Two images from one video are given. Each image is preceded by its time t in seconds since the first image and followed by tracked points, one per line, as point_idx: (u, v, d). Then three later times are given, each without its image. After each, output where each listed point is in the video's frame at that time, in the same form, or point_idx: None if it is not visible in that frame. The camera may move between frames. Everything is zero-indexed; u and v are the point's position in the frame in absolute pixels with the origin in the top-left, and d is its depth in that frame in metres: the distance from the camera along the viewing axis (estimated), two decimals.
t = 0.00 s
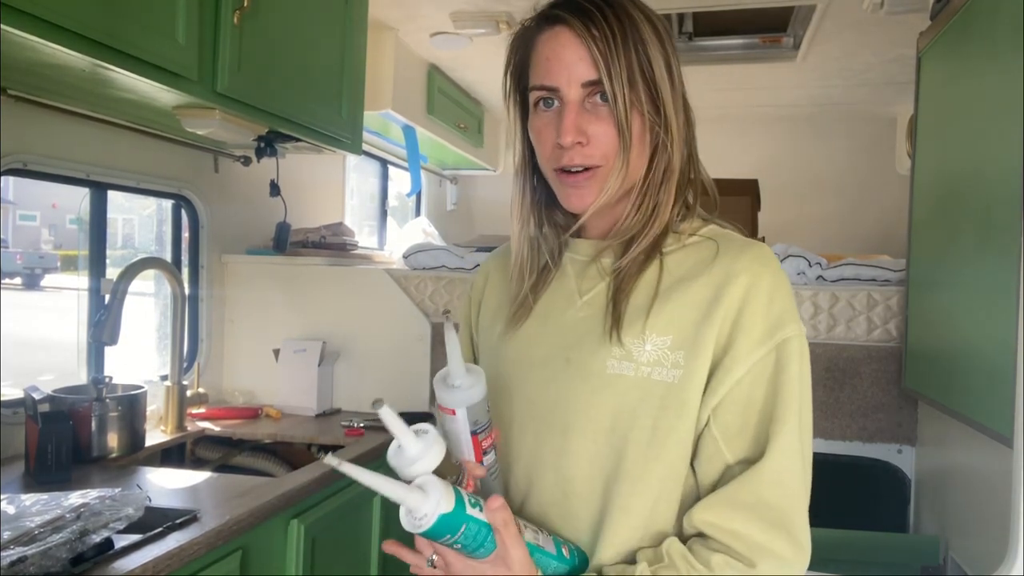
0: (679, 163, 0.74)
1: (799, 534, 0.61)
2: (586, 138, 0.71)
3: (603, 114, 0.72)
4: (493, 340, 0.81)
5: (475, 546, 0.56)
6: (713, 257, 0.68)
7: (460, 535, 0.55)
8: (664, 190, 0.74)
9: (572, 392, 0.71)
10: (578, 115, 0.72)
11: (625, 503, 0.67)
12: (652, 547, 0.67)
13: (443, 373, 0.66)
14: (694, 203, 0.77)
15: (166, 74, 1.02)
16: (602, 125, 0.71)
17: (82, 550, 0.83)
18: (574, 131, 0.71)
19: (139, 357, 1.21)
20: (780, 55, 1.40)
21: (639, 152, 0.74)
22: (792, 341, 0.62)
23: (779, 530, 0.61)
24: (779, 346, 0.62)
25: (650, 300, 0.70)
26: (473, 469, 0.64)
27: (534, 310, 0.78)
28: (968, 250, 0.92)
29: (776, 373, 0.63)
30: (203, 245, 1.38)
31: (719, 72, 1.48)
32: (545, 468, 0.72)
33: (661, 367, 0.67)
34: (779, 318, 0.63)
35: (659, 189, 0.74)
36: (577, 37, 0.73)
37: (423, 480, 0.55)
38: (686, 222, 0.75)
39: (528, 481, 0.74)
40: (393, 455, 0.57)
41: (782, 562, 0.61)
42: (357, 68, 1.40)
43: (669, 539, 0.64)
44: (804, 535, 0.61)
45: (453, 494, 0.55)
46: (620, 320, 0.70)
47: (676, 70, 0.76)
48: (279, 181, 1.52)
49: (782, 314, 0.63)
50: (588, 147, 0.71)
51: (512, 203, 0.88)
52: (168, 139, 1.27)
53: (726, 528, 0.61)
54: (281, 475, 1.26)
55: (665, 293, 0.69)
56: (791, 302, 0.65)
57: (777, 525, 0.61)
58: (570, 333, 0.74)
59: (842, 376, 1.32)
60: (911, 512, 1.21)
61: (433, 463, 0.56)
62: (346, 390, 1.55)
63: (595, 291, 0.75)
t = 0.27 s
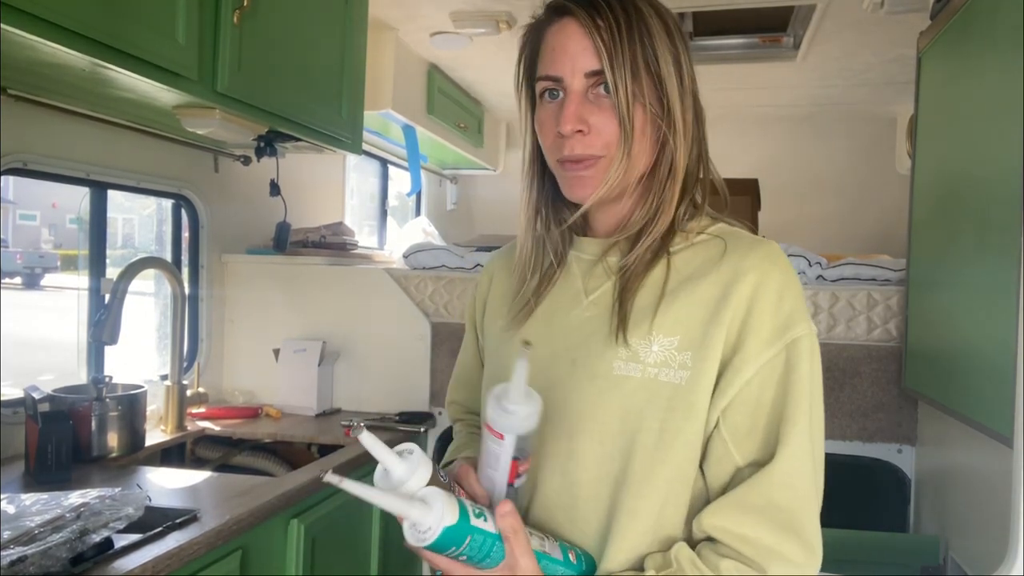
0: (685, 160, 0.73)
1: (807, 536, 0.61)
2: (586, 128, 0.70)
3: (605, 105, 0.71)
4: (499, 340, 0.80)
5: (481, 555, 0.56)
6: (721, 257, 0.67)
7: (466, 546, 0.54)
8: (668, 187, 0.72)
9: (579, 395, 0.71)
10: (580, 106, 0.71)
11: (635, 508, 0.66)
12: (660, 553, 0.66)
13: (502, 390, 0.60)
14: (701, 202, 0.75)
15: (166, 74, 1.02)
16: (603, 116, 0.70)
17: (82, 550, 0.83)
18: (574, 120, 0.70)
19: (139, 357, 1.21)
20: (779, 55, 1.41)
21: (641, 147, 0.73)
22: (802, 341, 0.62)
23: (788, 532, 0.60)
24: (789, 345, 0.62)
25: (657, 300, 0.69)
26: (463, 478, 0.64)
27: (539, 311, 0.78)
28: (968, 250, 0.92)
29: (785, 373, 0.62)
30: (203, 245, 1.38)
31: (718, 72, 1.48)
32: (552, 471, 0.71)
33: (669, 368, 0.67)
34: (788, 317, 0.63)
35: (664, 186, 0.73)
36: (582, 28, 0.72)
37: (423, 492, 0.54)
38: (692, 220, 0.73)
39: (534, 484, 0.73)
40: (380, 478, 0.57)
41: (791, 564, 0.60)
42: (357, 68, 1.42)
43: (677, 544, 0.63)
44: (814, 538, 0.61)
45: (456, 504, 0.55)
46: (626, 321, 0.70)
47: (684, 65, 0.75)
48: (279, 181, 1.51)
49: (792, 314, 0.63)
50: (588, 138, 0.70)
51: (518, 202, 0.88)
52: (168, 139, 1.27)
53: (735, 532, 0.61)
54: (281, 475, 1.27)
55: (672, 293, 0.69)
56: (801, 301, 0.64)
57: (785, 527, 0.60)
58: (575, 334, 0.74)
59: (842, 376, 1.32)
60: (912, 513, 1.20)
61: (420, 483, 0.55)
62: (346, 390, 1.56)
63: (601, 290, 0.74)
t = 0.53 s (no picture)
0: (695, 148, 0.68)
1: (838, 536, 0.56)
2: (584, 111, 0.68)
3: (607, 91, 0.69)
4: (505, 342, 0.77)
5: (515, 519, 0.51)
6: (734, 246, 0.64)
7: (505, 500, 0.49)
8: (676, 178, 0.68)
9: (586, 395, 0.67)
10: (581, 91, 0.69)
11: (652, 509, 0.63)
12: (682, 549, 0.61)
13: (603, 407, 0.53)
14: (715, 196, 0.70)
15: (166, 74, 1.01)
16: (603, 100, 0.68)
17: (82, 550, 0.83)
18: (573, 102, 0.68)
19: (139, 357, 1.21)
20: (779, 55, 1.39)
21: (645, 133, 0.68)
22: (823, 330, 0.58)
23: (816, 530, 0.56)
24: (810, 335, 0.58)
25: (668, 297, 0.66)
26: (500, 446, 0.61)
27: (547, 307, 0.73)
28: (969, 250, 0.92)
29: (806, 367, 0.59)
30: (204, 245, 1.39)
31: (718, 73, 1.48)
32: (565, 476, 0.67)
33: (682, 367, 0.63)
34: (807, 306, 0.59)
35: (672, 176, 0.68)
36: (586, 13, 0.70)
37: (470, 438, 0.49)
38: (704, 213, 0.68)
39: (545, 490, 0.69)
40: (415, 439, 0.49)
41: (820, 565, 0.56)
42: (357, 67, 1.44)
43: (700, 536, 0.59)
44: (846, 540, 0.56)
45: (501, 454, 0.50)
46: (635, 319, 0.66)
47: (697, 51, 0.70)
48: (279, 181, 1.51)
49: (813, 303, 0.59)
50: (586, 122, 0.68)
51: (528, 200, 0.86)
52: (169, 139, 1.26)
53: (760, 529, 0.57)
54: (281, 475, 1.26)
55: (683, 287, 0.65)
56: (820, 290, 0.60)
57: (813, 525, 0.56)
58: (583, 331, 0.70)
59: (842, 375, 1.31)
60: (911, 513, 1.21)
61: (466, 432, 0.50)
62: (348, 390, 1.54)
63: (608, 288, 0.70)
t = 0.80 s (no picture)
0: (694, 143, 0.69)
1: (850, 534, 0.57)
2: (583, 101, 0.67)
3: (606, 81, 0.69)
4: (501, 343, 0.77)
5: (536, 500, 0.54)
6: (739, 247, 0.64)
7: (529, 475, 0.53)
8: (674, 172, 0.68)
9: (595, 403, 0.67)
10: (579, 79, 0.69)
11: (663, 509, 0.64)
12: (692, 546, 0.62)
13: (670, 493, 0.59)
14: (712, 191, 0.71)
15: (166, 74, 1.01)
16: (602, 90, 0.68)
17: (82, 550, 0.83)
18: (571, 91, 0.68)
19: (139, 357, 1.21)
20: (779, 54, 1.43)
21: (643, 125, 0.69)
22: (833, 333, 0.58)
23: (827, 528, 0.57)
24: (820, 338, 0.58)
25: (673, 300, 0.66)
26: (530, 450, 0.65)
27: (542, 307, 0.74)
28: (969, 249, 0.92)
29: (817, 372, 0.58)
30: (203, 245, 1.39)
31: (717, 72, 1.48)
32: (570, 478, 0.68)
33: (692, 373, 0.63)
34: (818, 308, 0.59)
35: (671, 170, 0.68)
36: None
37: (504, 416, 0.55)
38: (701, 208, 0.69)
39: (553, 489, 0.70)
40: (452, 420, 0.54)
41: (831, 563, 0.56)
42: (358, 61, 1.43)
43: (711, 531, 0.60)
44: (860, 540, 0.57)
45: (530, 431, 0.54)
46: (640, 323, 0.66)
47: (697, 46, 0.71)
48: (279, 181, 1.49)
49: (824, 305, 0.59)
50: (584, 111, 0.68)
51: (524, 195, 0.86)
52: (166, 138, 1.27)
53: (770, 526, 0.57)
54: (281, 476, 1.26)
55: (688, 292, 0.65)
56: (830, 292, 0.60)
57: (824, 523, 0.57)
58: (584, 334, 0.70)
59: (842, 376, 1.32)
60: (911, 512, 1.19)
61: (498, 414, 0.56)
62: (346, 390, 1.56)
63: (607, 288, 0.71)
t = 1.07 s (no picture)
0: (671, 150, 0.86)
1: (829, 517, 0.77)
2: (574, 96, 0.79)
3: (596, 75, 0.80)
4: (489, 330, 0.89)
5: (539, 463, 0.68)
6: (726, 250, 0.82)
7: (536, 441, 0.66)
8: (658, 173, 0.87)
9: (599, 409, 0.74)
10: (570, 72, 0.80)
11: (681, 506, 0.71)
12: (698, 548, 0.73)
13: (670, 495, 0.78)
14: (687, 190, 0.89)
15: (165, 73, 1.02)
16: (593, 86, 0.80)
17: (82, 550, 0.85)
18: (563, 85, 0.79)
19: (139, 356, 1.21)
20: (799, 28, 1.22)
21: (628, 122, 0.82)
22: (816, 327, 0.76)
23: (810, 514, 0.77)
24: (807, 333, 0.76)
25: (667, 296, 0.84)
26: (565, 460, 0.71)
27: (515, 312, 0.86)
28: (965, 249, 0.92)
29: (806, 364, 0.76)
30: (203, 244, 1.42)
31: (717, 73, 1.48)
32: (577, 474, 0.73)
33: (690, 369, 0.80)
34: (807, 306, 0.77)
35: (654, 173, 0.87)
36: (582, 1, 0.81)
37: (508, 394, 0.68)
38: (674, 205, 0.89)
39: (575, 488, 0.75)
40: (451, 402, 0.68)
41: (811, 536, 0.76)
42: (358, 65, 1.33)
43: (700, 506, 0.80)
44: (830, 511, 0.77)
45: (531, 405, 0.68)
46: (631, 322, 0.84)
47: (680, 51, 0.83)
48: (279, 180, 1.45)
49: (803, 307, 0.76)
50: (575, 104, 0.79)
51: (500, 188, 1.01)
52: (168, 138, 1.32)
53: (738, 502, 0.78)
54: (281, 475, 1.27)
55: (682, 288, 0.83)
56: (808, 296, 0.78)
57: (808, 509, 0.77)
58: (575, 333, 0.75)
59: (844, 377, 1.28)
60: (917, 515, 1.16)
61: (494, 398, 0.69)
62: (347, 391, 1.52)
63: (588, 286, 0.90)
